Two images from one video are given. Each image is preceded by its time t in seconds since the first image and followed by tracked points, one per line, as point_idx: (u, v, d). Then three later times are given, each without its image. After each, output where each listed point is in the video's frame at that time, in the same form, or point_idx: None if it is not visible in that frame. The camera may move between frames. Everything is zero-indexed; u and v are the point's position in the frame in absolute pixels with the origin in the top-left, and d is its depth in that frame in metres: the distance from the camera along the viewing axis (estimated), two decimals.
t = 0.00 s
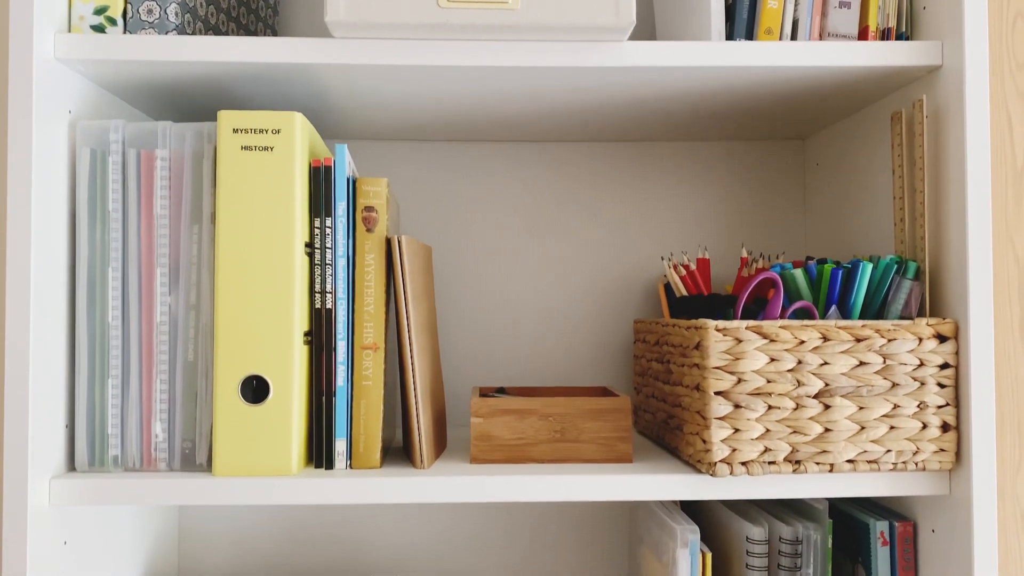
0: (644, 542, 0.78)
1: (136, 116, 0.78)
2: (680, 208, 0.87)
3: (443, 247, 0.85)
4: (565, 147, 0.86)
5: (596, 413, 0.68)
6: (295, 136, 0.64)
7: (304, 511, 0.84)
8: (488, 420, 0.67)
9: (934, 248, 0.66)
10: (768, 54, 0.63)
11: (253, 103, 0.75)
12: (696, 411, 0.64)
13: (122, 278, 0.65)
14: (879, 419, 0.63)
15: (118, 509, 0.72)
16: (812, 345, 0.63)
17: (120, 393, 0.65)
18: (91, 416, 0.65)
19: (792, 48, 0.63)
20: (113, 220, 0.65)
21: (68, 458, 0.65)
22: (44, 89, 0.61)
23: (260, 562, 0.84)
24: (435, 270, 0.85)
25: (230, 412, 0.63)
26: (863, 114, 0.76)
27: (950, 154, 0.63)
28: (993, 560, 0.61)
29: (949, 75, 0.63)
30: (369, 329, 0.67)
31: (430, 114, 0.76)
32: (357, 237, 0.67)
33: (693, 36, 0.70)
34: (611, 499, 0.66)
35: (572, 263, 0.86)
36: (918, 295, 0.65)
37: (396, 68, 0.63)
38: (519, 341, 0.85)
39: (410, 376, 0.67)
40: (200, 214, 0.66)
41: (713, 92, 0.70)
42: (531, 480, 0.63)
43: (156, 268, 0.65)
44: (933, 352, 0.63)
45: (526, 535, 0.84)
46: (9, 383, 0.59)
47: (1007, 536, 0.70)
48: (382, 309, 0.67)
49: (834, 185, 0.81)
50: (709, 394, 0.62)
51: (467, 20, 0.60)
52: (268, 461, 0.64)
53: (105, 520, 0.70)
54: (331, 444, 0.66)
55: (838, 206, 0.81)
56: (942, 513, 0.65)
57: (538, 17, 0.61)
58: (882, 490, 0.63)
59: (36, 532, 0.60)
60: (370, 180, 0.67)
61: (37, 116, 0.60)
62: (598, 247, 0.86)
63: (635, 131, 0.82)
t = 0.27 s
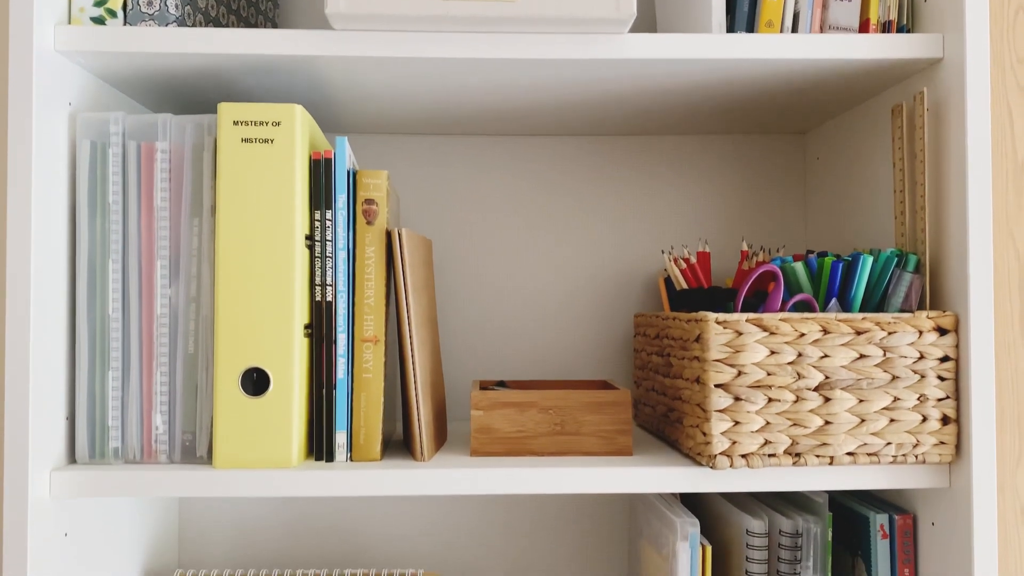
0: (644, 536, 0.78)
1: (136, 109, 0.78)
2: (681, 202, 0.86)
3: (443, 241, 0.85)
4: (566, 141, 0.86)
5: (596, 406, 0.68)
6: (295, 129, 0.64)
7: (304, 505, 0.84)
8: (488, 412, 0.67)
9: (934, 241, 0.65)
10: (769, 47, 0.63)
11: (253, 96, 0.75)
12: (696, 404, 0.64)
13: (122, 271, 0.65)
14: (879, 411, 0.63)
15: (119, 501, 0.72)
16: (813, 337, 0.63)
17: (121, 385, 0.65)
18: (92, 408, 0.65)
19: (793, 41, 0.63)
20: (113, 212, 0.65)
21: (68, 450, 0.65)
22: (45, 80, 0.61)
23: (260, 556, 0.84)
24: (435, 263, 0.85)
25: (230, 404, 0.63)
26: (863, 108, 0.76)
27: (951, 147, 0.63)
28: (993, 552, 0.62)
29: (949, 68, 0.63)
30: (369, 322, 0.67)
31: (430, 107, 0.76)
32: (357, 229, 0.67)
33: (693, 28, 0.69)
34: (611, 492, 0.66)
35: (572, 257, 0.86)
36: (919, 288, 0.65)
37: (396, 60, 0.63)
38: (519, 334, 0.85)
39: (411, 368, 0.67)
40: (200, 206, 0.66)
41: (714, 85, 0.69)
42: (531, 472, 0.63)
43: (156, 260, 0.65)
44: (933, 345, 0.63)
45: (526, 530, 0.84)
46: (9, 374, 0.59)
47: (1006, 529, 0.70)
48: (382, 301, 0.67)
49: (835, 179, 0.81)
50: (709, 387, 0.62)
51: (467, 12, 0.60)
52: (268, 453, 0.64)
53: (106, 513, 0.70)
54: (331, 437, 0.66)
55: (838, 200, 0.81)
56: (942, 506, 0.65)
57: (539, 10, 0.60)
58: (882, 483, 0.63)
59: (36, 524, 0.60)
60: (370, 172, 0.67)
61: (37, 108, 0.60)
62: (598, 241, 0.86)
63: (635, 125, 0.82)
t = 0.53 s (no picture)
0: (645, 528, 0.78)
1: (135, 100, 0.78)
2: (681, 195, 0.86)
3: (443, 233, 0.85)
4: (567, 133, 0.86)
5: (597, 397, 0.68)
6: (295, 119, 0.64)
7: (305, 497, 0.84)
8: (488, 404, 0.67)
9: (935, 232, 0.65)
10: (771, 37, 0.63)
11: (253, 87, 0.74)
12: (697, 395, 0.64)
13: (122, 261, 0.65)
14: (880, 403, 0.63)
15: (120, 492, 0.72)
16: (813, 329, 0.63)
17: (121, 375, 0.65)
18: (92, 398, 0.65)
19: (794, 31, 0.63)
20: (113, 203, 0.65)
21: (69, 440, 0.65)
22: (44, 70, 0.61)
23: (260, 548, 0.84)
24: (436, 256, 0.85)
25: (230, 394, 0.63)
26: (865, 99, 0.76)
27: (952, 138, 0.63)
28: (994, 544, 0.62)
29: (951, 59, 0.63)
30: (370, 313, 0.67)
31: (431, 99, 0.76)
32: (358, 220, 0.67)
33: (694, 19, 0.69)
34: (611, 483, 0.66)
35: (572, 249, 0.86)
36: (920, 279, 0.65)
37: (396, 50, 0.63)
38: (520, 327, 0.85)
39: (411, 358, 0.67)
40: (200, 196, 0.66)
41: (715, 76, 0.69)
42: (531, 463, 0.63)
43: (157, 251, 0.65)
44: (934, 336, 0.63)
45: (527, 522, 0.84)
46: (10, 364, 0.59)
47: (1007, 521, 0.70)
48: (382, 292, 0.67)
49: (836, 172, 0.81)
50: (709, 378, 0.62)
51: (467, 2, 0.60)
52: (268, 444, 0.64)
53: (107, 502, 0.70)
54: (331, 428, 0.66)
55: (839, 192, 0.81)
56: (942, 498, 0.65)
57: None
58: (882, 474, 0.63)
59: (37, 514, 0.60)
60: (371, 163, 0.67)
61: (37, 98, 0.60)
62: (598, 234, 0.86)
63: (636, 117, 0.82)
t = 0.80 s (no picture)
0: (645, 521, 0.78)
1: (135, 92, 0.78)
2: (682, 188, 0.86)
3: (443, 226, 0.85)
4: (567, 127, 0.86)
5: (596, 389, 0.68)
6: (295, 111, 0.64)
7: (305, 489, 0.84)
8: (488, 396, 0.67)
9: (936, 224, 0.65)
10: (772, 29, 0.62)
11: (253, 79, 0.74)
12: (697, 387, 0.64)
13: (123, 253, 0.65)
14: (879, 395, 0.63)
15: (120, 484, 0.72)
16: (813, 321, 0.63)
17: (121, 367, 0.65)
18: (92, 390, 0.65)
19: (795, 23, 0.62)
20: (113, 195, 0.65)
21: (69, 432, 0.65)
22: (44, 61, 0.61)
23: (260, 541, 0.84)
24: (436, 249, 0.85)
25: (230, 386, 0.63)
26: (866, 92, 0.76)
27: (953, 130, 0.63)
28: (993, 536, 0.62)
29: (952, 51, 0.63)
30: (370, 305, 0.67)
31: (431, 91, 0.76)
32: (358, 212, 0.67)
33: (694, 11, 0.69)
34: (611, 475, 0.66)
35: (573, 243, 0.85)
36: (920, 271, 0.65)
37: (395, 42, 0.63)
38: (520, 320, 0.85)
39: (411, 349, 0.67)
40: (200, 188, 0.66)
41: (715, 68, 0.69)
42: (531, 455, 0.63)
43: (157, 243, 0.65)
44: (934, 329, 0.63)
45: (527, 515, 0.84)
46: (10, 355, 0.59)
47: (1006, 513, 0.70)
48: (383, 284, 0.67)
49: (836, 165, 0.81)
50: (709, 370, 0.62)
51: None
52: (268, 436, 0.64)
53: (108, 494, 0.70)
54: (331, 420, 0.66)
55: (840, 185, 0.80)
56: (942, 490, 0.65)
57: None
58: (882, 467, 0.64)
59: (37, 505, 0.60)
60: (371, 155, 0.67)
61: (36, 89, 0.60)
62: (599, 227, 0.86)
63: (636, 110, 0.82)
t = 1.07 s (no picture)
0: (644, 512, 0.78)
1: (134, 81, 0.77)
2: (682, 180, 0.86)
3: (443, 218, 0.85)
4: (567, 118, 0.86)
5: (596, 380, 0.68)
6: (295, 100, 0.64)
7: (305, 480, 0.84)
8: (488, 386, 0.67)
9: (937, 214, 0.65)
10: (773, 18, 0.62)
11: (252, 69, 0.74)
12: (697, 377, 0.64)
13: (122, 243, 0.65)
14: (880, 385, 0.63)
15: (120, 474, 0.72)
16: (814, 311, 0.63)
17: (121, 357, 0.65)
18: (92, 379, 0.65)
19: (797, 12, 0.62)
20: (113, 183, 0.65)
21: (69, 421, 0.65)
22: (43, 49, 0.61)
23: (260, 532, 0.84)
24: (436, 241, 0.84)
25: (230, 375, 0.63)
26: (867, 83, 0.75)
27: (955, 120, 0.63)
28: (993, 526, 0.61)
29: (954, 40, 0.63)
30: (370, 295, 0.67)
31: (431, 81, 0.75)
32: (358, 201, 0.67)
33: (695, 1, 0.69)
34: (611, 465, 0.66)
35: (573, 234, 0.85)
36: (921, 261, 0.65)
37: (395, 30, 0.63)
38: (520, 312, 0.85)
39: (411, 339, 0.67)
40: (199, 177, 0.66)
41: (716, 58, 0.69)
42: (531, 445, 0.63)
43: (156, 232, 0.65)
44: (935, 319, 0.63)
45: (527, 506, 0.84)
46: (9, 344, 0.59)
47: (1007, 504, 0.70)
48: (382, 274, 0.67)
49: (838, 156, 0.81)
50: (710, 360, 0.62)
51: None
52: (268, 425, 0.64)
53: (108, 485, 0.70)
54: (331, 410, 0.66)
55: (841, 177, 0.80)
56: (942, 481, 0.65)
57: None
58: (883, 457, 0.63)
59: (37, 494, 0.60)
60: (371, 144, 0.67)
61: (35, 77, 0.60)
62: (599, 219, 0.85)
63: (637, 101, 0.82)
